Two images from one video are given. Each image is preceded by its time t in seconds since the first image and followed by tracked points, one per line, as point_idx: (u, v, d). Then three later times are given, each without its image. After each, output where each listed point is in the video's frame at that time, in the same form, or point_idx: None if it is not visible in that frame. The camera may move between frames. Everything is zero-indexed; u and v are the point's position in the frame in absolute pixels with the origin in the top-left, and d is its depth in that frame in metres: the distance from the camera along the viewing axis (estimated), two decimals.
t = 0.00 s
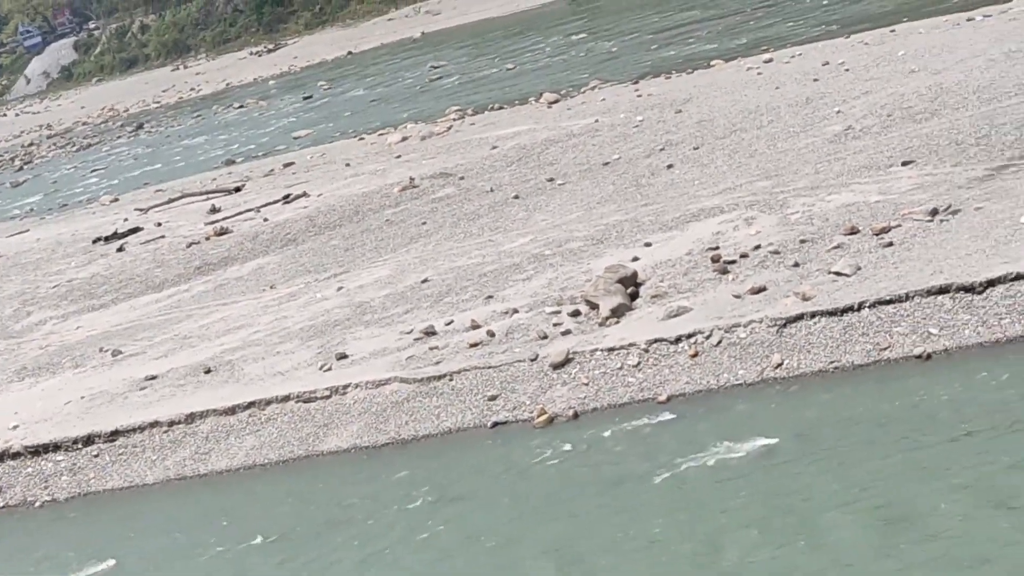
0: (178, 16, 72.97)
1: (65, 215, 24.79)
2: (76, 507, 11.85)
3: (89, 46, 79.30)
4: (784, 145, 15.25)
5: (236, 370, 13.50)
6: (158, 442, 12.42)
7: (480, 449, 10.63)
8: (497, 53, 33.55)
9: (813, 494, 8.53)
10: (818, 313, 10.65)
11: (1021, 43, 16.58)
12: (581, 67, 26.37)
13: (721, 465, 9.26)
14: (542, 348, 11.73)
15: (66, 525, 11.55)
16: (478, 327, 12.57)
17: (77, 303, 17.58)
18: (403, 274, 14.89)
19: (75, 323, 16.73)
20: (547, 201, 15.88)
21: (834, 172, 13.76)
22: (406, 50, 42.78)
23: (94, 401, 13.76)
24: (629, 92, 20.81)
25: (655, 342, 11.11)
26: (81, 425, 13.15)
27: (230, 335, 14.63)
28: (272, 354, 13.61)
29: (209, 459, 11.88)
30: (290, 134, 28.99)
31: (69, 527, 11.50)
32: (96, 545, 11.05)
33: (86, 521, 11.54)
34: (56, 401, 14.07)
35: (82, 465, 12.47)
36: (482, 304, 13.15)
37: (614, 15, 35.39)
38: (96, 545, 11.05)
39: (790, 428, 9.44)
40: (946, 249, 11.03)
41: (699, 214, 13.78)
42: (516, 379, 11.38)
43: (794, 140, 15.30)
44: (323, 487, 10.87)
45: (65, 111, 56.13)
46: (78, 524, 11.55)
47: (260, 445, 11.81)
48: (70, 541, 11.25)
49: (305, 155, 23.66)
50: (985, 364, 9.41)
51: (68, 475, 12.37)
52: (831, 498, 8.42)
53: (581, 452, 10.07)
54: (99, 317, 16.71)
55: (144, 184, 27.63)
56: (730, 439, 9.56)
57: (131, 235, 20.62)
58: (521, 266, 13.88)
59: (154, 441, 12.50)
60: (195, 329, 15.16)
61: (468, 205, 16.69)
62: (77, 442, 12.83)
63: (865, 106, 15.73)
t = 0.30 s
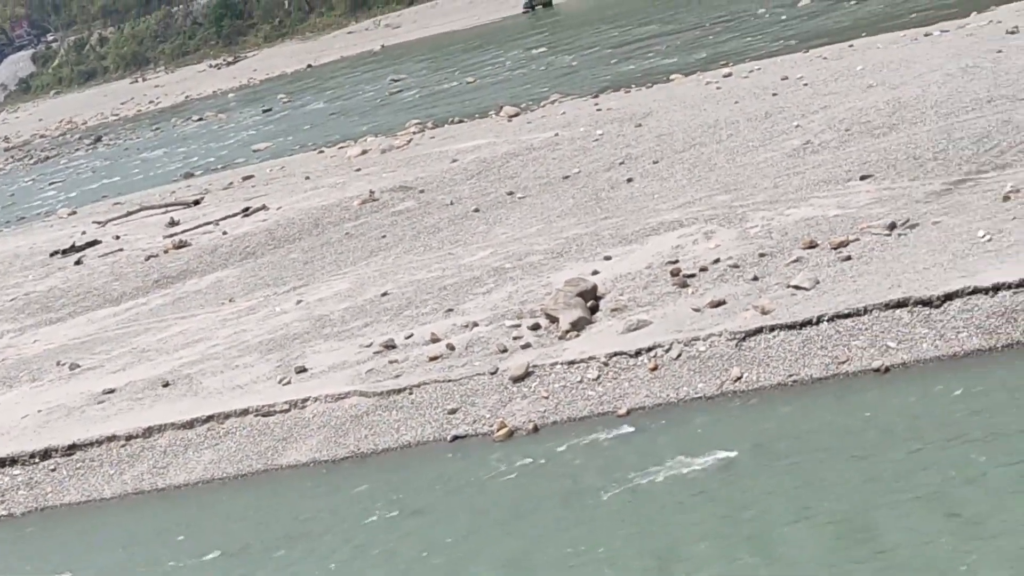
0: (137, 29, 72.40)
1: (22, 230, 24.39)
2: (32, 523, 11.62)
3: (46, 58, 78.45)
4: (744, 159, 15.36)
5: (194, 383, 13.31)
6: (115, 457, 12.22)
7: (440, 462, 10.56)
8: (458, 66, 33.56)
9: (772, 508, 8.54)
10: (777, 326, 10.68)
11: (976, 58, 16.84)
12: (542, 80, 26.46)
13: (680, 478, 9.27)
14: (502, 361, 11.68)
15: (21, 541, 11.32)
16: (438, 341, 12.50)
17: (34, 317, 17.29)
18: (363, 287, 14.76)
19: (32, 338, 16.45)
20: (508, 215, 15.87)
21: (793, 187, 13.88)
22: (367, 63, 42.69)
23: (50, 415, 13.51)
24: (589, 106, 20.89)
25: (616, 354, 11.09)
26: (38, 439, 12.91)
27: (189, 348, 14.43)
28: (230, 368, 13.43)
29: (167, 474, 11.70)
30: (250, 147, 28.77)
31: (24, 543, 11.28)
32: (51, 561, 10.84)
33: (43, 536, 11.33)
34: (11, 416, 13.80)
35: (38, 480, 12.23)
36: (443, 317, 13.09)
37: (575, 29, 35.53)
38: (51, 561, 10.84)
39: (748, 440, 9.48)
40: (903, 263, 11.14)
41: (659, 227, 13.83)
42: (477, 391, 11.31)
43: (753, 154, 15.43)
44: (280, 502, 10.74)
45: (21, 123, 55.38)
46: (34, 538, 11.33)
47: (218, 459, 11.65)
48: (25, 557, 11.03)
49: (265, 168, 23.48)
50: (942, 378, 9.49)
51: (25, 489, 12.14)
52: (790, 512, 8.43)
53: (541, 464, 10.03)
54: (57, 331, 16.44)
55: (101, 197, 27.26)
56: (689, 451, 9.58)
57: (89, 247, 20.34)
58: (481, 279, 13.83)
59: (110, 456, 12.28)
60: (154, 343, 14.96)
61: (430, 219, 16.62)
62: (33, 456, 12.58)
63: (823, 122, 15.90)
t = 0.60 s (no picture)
0: (114, 37, 72.08)
1: None
2: (10, 533, 11.51)
3: (22, 66, 77.96)
4: (722, 167, 15.42)
5: (171, 392, 13.21)
6: (92, 466, 12.11)
7: (419, 471, 10.51)
8: (436, 74, 33.55)
9: (749, 516, 8.54)
10: (754, 334, 10.70)
11: (951, 67, 16.98)
12: (520, 88, 26.50)
13: (658, 485, 9.27)
14: (480, 369, 11.65)
15: None
16: (415, 349, 12.45)
17: (10, 326, 17.13)
18: (342, 295, 14.69)
19: (8, 347, 16.29)
20: (486, 223, 15.85)
21: (771, 195, 13.94)
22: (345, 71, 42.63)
23: (26, 424, 13.38)
24: (567, 114, 20.91)
25: (594, 362, 11.07)
26: (14, 448, 12.78)
27: (166, 357, 14.32)
28: (208, 377, 13.32)
29: (143, 484, 11.61)
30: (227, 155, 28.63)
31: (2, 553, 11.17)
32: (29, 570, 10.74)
33: (20, 546, 11.22)
34: None
35: (15, 489, 12.12)
36: (421, 325, 13.04)
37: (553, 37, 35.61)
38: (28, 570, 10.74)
39: (727, 448, 9.49)
40: (880, 270, 11.20)
41: (636, 235, 13.85)
42: (456, 399, 11.27)
43: (730, 163, 15.49)
44: (258, 511, 10.68)
45: None
46: (12, 549, 11.22)
47: (195, 468, 11.56)
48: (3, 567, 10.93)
49: (243, 176, 23.37)
50: (919, 387, 9.52)
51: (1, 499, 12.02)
52: (768, 519, 8.44)
53: (520, 473, 10.00)
54: (34, 339, 16.29)
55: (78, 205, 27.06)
56: (668, 459, 9.58)
57: (66, 255, 20.18)
58: (459, 287, 13.80)
59: (86, 466, 12.17)
60: (132, 351, 14.84)
61: (408, 227, 16.58)
62: (9, 465, 12.46)
63: (800, 130, 15.99)
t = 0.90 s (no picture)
0: (84, 44, 71.59)
1: None
2: None
3: None
4: (694, 175, 15.48)
5: (142, 400, 13.08)
6: (62, 475, 11.98)
7: (392, 479, 10.45)
8: (409, 82, 33.51)
9: (721, 524, 8.55)
10: (726, 342, 10.73)
11: (920, 77, 17.15)
12: (493, 96, 26.51)
13: (631, 492, 9.27)
14: (452, 377, 11.60)
15: None
16: (387, 357, 12.39)
17: None
18: (313, 303, 14.62)
19: None
20: (459, 231, 15.82)
21: (742, 203, 14.01)
22: (317, 78, 42.51)
23: None
24: (539, 122, 20.93)
25: (566, 370, 11.06)
26: None
27: (137, 365, 14.18)
28: (178, 385, 13.20)
29: (113, 495, 11.48)
30: (199, 162, 28.45)
31: None
32: None
33: None
34: None
35: None
36: (393, 333, 12.98)
37: (526, 45, 35.66)
38: None
39: (699, 454, 9.50)
40: (850, 278, 11.27)
41: (608, 243, 13.87)
42: (428, 408, 11.23)
43: (702, 171, 15.56)
44: (228, 520, 10.59)
45: None
46: None
47: (166, 477, 11.47)
48: None
49: (215, 183, 23.22)
50: (889, 395, 9.58)
51: None
52: (739, 527, 8.45)
53: (492, 480, 9.96)
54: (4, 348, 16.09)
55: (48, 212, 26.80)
56: (641, 466, 9.58)
57: (35, 262, 19.96)
58: (431, 295, 13.76)
59: (55, 476, 12.02)
60: (103, 359, 14.69)
61: (380, 235, 16.52)
62: None
63: (771, 138, 16.08)
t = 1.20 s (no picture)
0: (62, 46, 71.14)
1: None
2: None
3: None
4: (673, 178, 15.52)
5: (120, 404, 12.99)
6: (39, 479, 11.89)
7: (371, 482, 10.42)
8: (388, 85, 33.46)
9: (698, 527, 8.56)
10: (705, 345, 10.75)
11: (898, 81, 17.25)
12: (473, 99, 26.50)
13: (610, 496, 9.27)
14: (431, 381, 11.57)
15: None
16: (366, 360, 12.34)
17: None
18: (292, 306, 14.55)
19: None
20: (439, 234, 15.79)
21: (721, 206, 14.06)
22: (296, 81, 42.39)
23: None
24: (519, 126, 20.93)
25: (545, 373, 11.05)
26: None
27: (115, 368, 14.08)
28: (156, 388, 13.11)
29: (90, 498, 11.40)
30: (177, 165, 28.28)
31: None
32: None
33: None
34: None
35: None
36: (372, 336, 12.94)
37: (506, 48, 35.66)
38: None
39: (678, 458, 9.51)
40: (828, 282, 11.32)
41: (588, 247, 13.88)
42: (407, 410, 11.19)
43: (681, 174, 15.59)
44: (205, 524, 10.52)
45: None
46: None
47: (144, 481, 11.40)
48: None
49: (193, 186, 23.10)
50: (866, 398, 9.63)
51: None
52: (715, 531, 8.46)
53: (471, 483, 9.94)
54: None
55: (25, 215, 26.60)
56: (620, 469, 9.58)
57: (12, 265, 19.79)
58: (410, 298, 13.72)
59: (32, 480, 11.92)
60: (80, 362, 14.58)
61: (359, 238, 16.47)
62: None
63: (750, 142, 16.15)
